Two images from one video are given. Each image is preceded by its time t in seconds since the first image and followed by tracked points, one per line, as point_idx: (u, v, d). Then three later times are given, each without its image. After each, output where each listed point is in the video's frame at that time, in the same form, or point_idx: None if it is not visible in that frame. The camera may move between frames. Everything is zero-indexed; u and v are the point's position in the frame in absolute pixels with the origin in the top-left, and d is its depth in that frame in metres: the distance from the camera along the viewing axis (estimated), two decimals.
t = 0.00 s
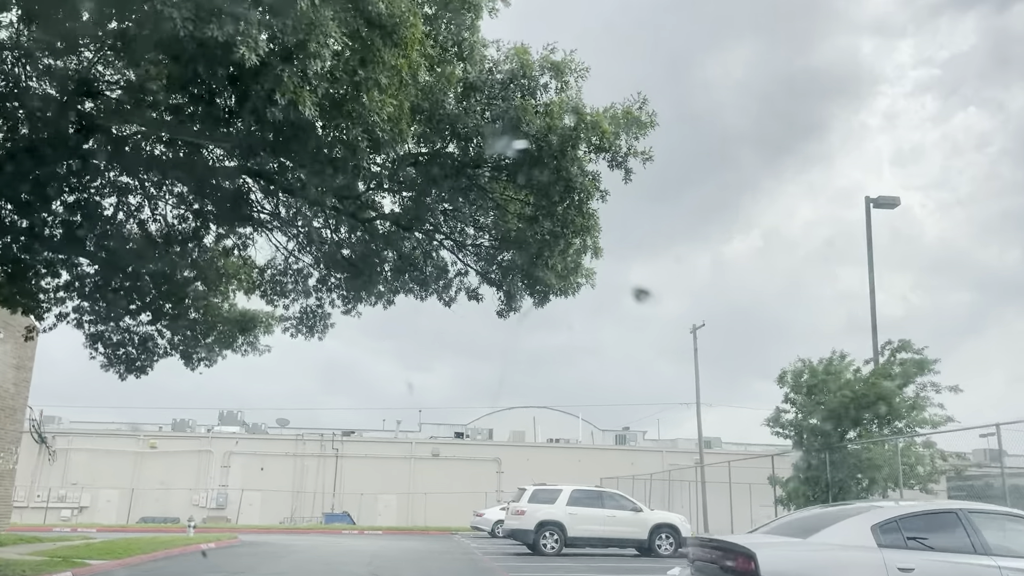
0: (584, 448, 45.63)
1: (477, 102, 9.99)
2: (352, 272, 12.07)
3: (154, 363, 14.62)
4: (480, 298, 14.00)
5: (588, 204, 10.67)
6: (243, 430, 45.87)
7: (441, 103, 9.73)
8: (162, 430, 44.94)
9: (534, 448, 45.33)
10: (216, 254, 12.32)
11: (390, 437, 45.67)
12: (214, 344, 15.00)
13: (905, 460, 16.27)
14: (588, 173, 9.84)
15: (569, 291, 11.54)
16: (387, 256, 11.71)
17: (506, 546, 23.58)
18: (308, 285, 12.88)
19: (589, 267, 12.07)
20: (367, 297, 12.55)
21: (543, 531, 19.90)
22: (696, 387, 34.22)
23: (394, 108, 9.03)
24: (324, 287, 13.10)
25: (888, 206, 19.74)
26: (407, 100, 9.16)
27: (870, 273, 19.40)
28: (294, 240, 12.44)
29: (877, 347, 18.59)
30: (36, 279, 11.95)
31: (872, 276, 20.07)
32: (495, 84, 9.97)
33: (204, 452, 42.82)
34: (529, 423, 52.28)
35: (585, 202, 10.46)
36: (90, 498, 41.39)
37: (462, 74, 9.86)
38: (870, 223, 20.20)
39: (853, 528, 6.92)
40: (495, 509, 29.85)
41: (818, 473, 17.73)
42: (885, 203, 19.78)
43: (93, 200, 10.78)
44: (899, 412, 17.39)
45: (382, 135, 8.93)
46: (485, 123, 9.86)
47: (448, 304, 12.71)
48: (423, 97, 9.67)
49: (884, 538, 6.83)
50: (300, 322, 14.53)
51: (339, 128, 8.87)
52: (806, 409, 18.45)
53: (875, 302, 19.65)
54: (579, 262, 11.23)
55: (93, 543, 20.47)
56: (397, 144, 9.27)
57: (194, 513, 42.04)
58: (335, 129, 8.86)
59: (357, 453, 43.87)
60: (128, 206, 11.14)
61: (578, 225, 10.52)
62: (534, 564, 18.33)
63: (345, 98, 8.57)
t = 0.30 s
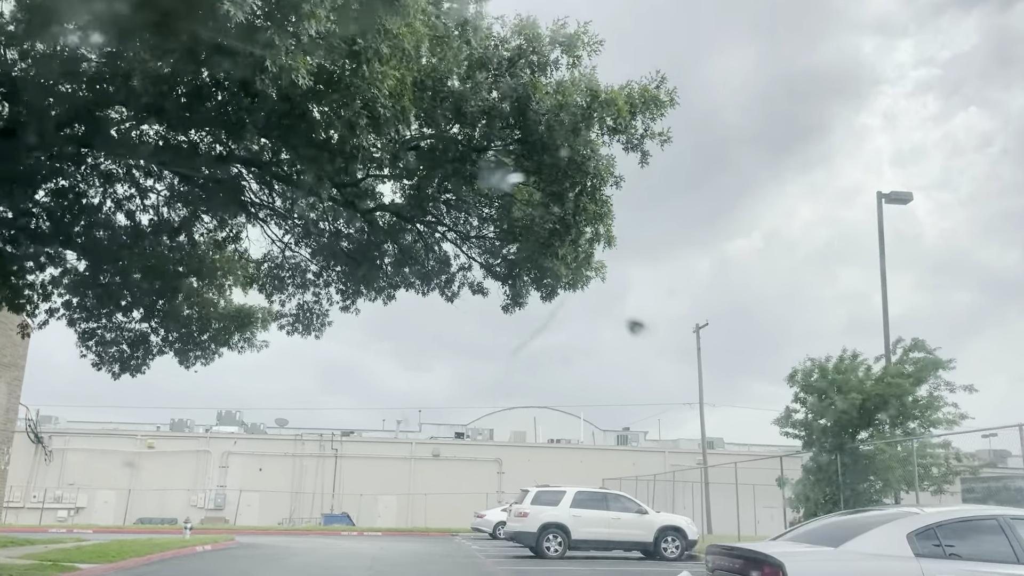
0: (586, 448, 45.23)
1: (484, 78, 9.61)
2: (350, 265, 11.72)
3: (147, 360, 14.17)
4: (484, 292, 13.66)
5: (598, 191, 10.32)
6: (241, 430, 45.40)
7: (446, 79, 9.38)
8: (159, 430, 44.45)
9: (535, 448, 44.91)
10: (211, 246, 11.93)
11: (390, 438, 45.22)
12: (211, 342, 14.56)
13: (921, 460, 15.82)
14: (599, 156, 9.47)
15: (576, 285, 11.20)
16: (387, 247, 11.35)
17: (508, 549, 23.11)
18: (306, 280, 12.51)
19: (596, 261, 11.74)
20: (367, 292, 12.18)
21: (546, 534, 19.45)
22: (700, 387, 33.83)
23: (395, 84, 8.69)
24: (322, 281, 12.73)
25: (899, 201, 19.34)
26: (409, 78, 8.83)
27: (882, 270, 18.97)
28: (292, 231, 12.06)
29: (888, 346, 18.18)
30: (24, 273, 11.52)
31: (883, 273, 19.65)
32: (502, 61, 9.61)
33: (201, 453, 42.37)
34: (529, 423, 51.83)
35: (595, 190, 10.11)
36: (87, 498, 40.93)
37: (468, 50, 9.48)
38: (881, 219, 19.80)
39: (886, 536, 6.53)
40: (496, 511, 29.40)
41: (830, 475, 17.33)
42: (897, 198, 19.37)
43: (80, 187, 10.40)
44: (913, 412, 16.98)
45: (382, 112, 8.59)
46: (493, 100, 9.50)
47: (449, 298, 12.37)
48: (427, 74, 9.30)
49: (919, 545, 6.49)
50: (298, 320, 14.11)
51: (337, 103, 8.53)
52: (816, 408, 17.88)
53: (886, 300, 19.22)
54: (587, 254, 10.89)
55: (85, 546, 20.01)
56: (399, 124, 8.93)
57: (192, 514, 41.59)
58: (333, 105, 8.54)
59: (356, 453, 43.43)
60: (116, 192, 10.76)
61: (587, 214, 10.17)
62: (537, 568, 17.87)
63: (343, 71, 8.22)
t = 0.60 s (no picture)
0: (588, 447, 44.77)
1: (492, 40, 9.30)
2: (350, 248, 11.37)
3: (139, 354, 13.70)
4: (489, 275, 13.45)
5: (613, 162, 9.99)
6: (240, 428, 44.95)
7: (452, 40, 9.08)
8: (157, 429, 44.03)
9: (537, 447, 44.44)
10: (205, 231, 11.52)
11: (391, 436, 44.76)
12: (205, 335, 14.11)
13: (937, 457, 15.35)
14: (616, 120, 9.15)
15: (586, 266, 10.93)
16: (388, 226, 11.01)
17: (510, 548, 22.64)
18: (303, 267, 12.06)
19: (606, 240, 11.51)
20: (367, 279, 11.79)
21: (550, 533, 18.99)
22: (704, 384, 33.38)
23: (396, 36, 8.32)
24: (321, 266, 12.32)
25: (911, 192, 18.90)
26: (413, 31, 8.49)
27: (894, 261, 18.51)
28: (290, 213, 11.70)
29: (902, 340, 17.71)
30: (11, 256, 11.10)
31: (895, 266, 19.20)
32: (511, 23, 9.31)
33: (200, 451, 41.91)
34: (530, 422, 51.36)
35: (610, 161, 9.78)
36: (83, 498, 40.46)
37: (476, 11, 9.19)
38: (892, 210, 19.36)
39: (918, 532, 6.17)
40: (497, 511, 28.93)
41: (843, 473, 16.85)
42: (909, 189, 18.93)
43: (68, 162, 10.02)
44: (927, 408, 16.49)
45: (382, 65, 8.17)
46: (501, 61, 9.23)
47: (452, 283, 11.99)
48: (433, 33, 8.99)
49: (963, 541, 6.07)
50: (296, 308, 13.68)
51: (335, 55, 8.16)
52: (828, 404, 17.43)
53: (898, 293, 18.75)
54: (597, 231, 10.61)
55: (78, 546, 19.55)
56: (402, 80, 8.61)
57: (190, 514, 41.12)
58: (331, 57, 8.14)
59: (355, 452, 42.98)
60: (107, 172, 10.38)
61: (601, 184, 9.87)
62: (541, 568, 17.40)
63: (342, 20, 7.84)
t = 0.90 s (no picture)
0: (591, 449, 44.18)
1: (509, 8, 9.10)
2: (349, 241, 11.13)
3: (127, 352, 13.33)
4: (500, 264, 13.19)
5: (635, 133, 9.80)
6: (239, 429, 44.35)
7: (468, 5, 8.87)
8: (155, 430, 43.42)
9: (540, 449, 43.85)
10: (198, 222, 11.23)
11: (392, 438, 44.15)
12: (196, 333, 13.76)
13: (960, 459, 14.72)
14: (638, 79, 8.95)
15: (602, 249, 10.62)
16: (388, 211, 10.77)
17: (514, 553, 22.04)
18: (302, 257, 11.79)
19: (625, 225, 11.24)
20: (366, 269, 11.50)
21: (556, 537, 18.39)
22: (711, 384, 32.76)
23: None
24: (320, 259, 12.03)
25: (930, 184, 18.29)
26: None
27: (913, 256, 17.86)
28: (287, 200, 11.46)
29: (921, 336, 17.05)
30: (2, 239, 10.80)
31: (913, 261, 18.58)
32: None
33: (197, 453, 41.32)
34: (532, 423, 50.76)
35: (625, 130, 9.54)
36: (80, 500, 39.88)
37: None
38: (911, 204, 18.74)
39: (972, 548, 5.62)
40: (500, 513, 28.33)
41: (859, 476, 16.29)
42: (927, 181, 18.32)
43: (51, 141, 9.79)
44: (949, 407, 15.84)
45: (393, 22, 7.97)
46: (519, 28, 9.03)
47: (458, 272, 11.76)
48: None
49: None
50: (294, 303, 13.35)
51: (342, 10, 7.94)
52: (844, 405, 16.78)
53: (916, 289, 18.12)
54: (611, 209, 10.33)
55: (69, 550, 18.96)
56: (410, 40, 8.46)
57: (187, 516, 40.52)
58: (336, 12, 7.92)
59: (355, 454, 42.39)
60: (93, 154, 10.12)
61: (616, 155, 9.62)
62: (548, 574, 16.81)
63: None
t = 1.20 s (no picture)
0: (594, 449, 43.57)
1: None
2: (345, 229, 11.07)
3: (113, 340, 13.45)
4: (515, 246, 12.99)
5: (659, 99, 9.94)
6: (237, 430, 43.71)
7: None
8: (151, 430, 42.78)
9: (542, 449, 43.26)
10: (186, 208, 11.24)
11: (391, 438, 43.56)
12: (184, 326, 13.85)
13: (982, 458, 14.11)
14: (667, 36, 9.12)
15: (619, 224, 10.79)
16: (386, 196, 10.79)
17: (517, 556, 21.43)
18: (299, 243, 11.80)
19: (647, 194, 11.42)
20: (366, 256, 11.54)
21: (561, 539, 17.79)
22: (716, 382, 32.18)
23: None
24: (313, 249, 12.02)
25: (949, 175, 17.69)
26: None
27: (932, 249, 17.25)
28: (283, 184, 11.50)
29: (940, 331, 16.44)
30: None
31: (932, 255, 17.95)
32: None
33: (194, 453, 40.73)
34: (533, 423, 50.17)
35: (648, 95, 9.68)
36: (75, 501, 39.29)
37: None
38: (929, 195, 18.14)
39: None
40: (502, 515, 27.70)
41: (875, 474, 15.74)
42: (946, 172, 17.71)
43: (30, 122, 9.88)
44: (971, 405, 15.21)
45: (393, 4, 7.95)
46: None
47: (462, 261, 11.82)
48: None
49: None
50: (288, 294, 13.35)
51: None
52: (860, 402, 16.21)
53: (934, 282, 17.50)
54: (629, 179, 10.51)
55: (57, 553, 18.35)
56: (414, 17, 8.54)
57: (185, 517, 39.94)
58: None
59: (354, 454, 41.79)
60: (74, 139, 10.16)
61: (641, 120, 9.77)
62: None
63: None
